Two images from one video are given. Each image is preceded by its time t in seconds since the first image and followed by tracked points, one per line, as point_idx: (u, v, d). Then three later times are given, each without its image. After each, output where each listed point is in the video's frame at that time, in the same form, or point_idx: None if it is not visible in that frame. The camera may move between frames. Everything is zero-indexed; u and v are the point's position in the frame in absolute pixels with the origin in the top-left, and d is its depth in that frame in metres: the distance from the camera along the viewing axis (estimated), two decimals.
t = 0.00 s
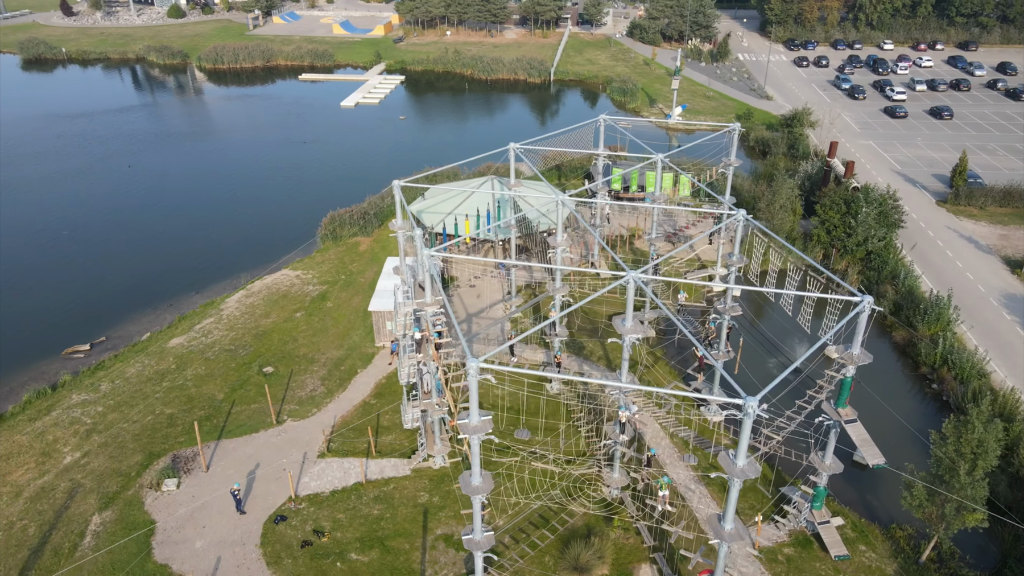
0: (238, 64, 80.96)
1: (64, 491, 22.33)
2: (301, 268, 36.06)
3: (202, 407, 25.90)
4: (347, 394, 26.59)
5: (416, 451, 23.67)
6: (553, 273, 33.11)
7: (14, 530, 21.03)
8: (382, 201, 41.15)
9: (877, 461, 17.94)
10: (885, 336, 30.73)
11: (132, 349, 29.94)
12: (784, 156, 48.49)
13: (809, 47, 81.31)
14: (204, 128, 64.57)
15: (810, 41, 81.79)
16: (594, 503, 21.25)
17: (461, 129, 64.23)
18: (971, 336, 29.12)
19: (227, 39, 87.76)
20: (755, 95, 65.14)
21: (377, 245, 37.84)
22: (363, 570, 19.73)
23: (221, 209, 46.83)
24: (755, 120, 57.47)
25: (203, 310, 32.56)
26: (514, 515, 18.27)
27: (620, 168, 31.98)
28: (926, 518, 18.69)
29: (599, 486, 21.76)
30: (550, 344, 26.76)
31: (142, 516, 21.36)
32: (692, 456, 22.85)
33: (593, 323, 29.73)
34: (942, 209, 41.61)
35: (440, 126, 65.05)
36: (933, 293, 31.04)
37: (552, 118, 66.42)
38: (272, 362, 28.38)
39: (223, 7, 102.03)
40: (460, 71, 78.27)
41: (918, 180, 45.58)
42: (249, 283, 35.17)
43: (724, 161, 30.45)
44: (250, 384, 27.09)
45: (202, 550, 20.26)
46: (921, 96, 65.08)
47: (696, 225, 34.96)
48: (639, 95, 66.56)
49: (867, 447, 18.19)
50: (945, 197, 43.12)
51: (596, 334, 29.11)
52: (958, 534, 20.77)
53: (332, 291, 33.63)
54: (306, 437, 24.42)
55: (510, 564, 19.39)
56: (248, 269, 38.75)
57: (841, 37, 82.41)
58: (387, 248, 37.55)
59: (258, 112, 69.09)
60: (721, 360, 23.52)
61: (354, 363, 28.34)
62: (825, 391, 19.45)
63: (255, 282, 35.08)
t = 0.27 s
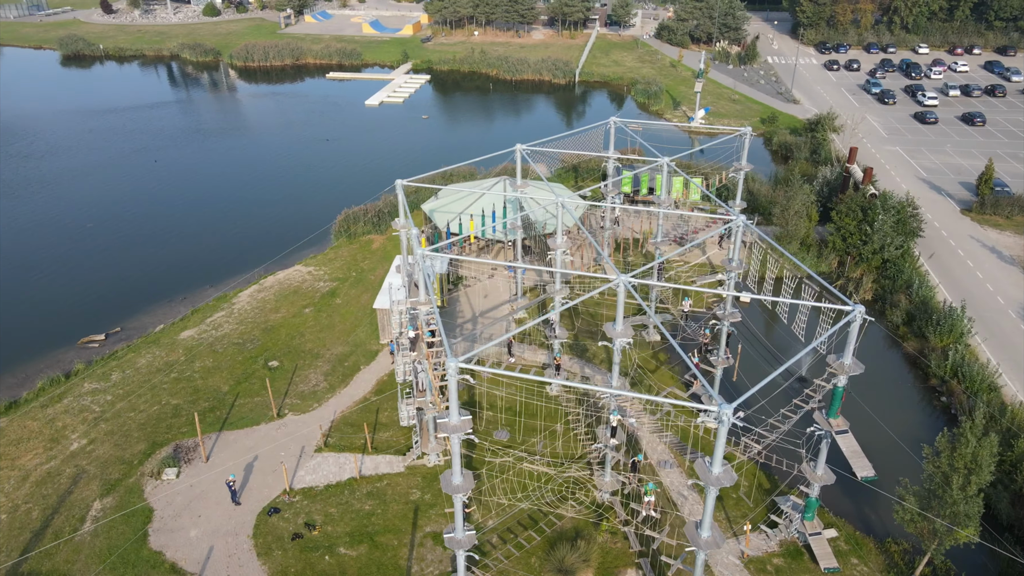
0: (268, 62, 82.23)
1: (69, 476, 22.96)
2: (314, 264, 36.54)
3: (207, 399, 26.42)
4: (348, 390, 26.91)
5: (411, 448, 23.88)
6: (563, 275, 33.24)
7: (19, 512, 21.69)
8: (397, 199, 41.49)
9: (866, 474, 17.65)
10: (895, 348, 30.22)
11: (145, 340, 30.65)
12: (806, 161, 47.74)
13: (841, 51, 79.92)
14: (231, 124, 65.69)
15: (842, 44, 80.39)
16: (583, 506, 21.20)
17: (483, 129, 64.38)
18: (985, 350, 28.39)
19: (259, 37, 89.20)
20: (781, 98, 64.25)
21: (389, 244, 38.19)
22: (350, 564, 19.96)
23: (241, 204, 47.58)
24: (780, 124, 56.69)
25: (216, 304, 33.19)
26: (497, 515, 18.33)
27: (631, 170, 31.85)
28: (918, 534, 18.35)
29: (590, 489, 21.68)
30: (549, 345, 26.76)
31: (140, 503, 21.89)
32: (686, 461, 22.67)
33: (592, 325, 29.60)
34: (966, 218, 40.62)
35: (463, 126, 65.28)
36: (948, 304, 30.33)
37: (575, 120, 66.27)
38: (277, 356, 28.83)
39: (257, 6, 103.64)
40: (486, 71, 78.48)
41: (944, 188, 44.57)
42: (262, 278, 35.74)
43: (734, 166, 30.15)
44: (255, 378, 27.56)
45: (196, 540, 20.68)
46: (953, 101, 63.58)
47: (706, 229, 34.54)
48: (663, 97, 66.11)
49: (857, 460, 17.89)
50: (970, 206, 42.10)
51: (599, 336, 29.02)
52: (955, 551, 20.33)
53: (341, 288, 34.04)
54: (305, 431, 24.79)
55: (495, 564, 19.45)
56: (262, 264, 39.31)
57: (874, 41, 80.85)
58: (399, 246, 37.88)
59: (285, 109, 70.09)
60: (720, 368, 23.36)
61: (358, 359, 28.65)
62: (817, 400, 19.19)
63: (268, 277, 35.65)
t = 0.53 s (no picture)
0: (297, 60, 83.35)
1: (74, 462, 23.58)
2: (327, 260, 36.99)
3: (212, 390, 26.93)
4: (350, 385, 27.20)
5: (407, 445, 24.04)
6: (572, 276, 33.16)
7: (24, 496, 22.34)
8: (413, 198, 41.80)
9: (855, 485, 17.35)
10: (909, 359, 29.71)
11: (158, 331, 31.34)
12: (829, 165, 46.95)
13: (874, 54, 78.39)
14: (258, 120, 66.76)
15: (875, 47, 78.87)
16: (573, 509, 21.16)
17: (505, 129, 64.48)
18: (999, 363, 27.65)
19: (290, 36, 90.47)
20: (809, 102, 63.28)
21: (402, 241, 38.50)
22: (339, 557, 20.19)
23: (261, 200, 48.35)
24: (805, 129, 55.85)
25: (229, 297, 33.79)
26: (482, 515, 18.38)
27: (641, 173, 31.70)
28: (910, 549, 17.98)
29: (581, 491, 21.62)
30: (550, 346, 26.77)
31: (141, 490, 22.41)
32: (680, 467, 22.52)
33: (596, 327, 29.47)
34: (991, 227, 39.59)
35: (485, 126, 65.45)
36: (963, 315, 29.59)
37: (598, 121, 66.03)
38: (283, 350, 29.27)
39: (291, 5, 105.12)
40: (512, 71, 78.58)
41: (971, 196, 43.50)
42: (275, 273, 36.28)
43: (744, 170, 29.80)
44: (260, 371, 28.01)
45: (191, 528, 21.10)
46: (988, 107, 61.97)
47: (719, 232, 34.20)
48: (688, 99, 65.55)
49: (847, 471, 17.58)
50: (996, 215, 41.04)
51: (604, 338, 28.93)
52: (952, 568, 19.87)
53: (352, 284, 34.40)
54: (305, 424, 25.13)
55: (480, 563, 19.53)
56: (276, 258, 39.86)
57: (909, 44, 79.16)
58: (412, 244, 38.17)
59: (311, 107, 71.00)
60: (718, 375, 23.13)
61: (362, 355, 28.96)
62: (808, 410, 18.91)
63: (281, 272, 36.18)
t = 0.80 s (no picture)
0: (327, 58, 84.34)
1: (81, 448, 24.22)
2: (340, 257, 37.41)
3: (219, 382, 27.46)
4: (353, 381, 27.50)
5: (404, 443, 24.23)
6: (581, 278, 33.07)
7: (32, 479, 23.02)
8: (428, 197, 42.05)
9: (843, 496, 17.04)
10: (920, 371, 29.17)
11: (172, 322, 32.03)
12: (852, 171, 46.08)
13: (909, 58, 76.70)
14: (285, 117, 67.78)
15: (910, 51, 77.16)
16: (564, 511, 21.14)
17: (528, 129, 64.46)
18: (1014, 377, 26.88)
19: (322, 34, 91.60)
20: (838, 106, 62.14)
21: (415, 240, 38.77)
22: (329, 550, 20.44)
23: (282, 196, 49.05)
24: (831, 134, 54.91)
25: (242, 291, 34.38)
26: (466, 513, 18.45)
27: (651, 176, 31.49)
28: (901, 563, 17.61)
29: (572, 494, 21.58)
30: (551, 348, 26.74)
31: (142, 477, 22.93)
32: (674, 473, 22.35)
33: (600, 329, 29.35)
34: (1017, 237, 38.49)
35: (509, 126, 65.49)
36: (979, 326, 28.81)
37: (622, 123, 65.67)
38: (291, 345, 29.70)
39: (324, 4, 106.39)
40: (538, 72, 78.54)
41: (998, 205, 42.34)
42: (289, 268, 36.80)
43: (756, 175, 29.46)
44: (266, 364, 28.45)
45: (188, 516, 21.53)
46: None
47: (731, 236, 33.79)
48: (714, 102, 64.87)
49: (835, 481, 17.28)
50: None
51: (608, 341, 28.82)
52: None
53: (363, 281, 34.75)
54: (305, 418, 25.49)
55: (466, 561, 19.61)
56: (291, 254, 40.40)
57: (946, 48, 77.27)
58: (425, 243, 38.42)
59: (338, 105, 71.84)
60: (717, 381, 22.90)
61: (367, 352, 29.24)
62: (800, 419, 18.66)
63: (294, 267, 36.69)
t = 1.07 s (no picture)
0: (357, 57, 85.23)
1: (90, 434, 24.89)
2: (354, 253, 37.83)
3: (226, 373, 27.99)
4: (357, 376, 27.82)
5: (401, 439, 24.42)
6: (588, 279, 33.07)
7: (41, 463, 23.72)
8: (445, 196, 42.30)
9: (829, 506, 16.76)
10: (932, 383, 28.53)
11: (187, 314, 32.73)
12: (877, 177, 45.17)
13: (946, 62, 74.81)
14: (313, 114, 68.74)
15: (948, 55, 75.26)
16: (554, 512, 21.13)
17: (552, 129, 64.38)
18: None
19: (353, 33, 92.61)
20: (868, 111, 60.91)
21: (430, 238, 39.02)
22: (320, 543, 20.72)
23: (303, 191, 49.75)
24: (859, 139, 53.86)
25: (256, 285, 34.97)
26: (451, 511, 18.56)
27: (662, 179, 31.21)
28: None
29: (564, 496, 21.57)
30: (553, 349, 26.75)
31: (145, 465, 23.48)
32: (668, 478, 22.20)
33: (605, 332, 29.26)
34: None
35: (532, 127, 65.47)
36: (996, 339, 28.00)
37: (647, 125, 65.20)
38: (299, 339, 30.13)
39: (358, 4, 107.57)
40: (566, 73, 78.37)
41: None
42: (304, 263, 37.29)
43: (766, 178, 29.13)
44: (273, 358, 28.89)
45: (186, 504, 21.99)
46: None
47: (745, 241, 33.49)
48: (741, 105, 64.09)
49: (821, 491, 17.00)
50: None
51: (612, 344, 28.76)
52: None
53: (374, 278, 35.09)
54: (307, 412, 25.87)
55: (453, 559, 19.71)
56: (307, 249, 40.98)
57: (985, 53, 75.19)
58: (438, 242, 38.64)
59: (365, 103, 72.60)
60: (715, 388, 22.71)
61: (372, 348, 29.51)
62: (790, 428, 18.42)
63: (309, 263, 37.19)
